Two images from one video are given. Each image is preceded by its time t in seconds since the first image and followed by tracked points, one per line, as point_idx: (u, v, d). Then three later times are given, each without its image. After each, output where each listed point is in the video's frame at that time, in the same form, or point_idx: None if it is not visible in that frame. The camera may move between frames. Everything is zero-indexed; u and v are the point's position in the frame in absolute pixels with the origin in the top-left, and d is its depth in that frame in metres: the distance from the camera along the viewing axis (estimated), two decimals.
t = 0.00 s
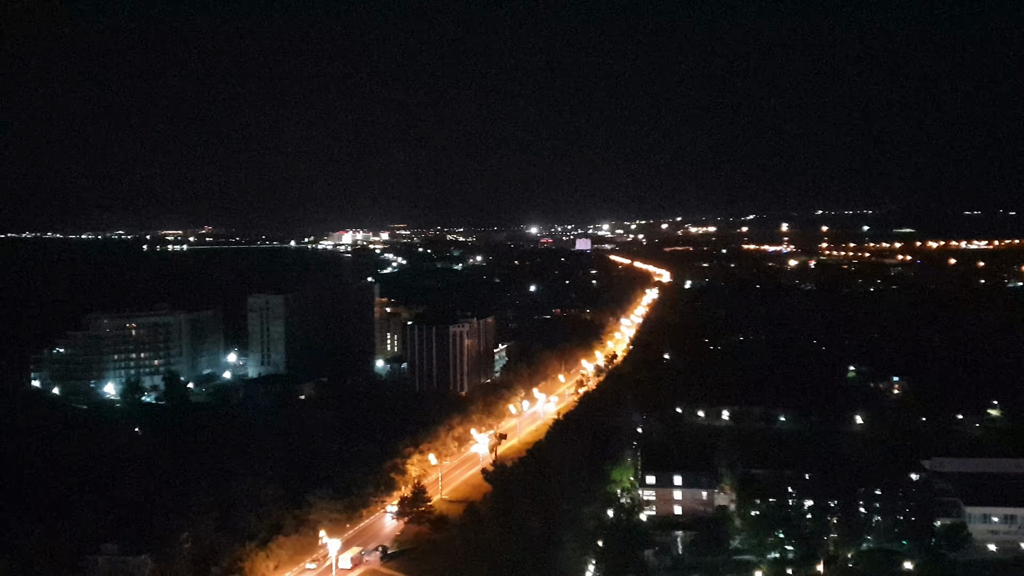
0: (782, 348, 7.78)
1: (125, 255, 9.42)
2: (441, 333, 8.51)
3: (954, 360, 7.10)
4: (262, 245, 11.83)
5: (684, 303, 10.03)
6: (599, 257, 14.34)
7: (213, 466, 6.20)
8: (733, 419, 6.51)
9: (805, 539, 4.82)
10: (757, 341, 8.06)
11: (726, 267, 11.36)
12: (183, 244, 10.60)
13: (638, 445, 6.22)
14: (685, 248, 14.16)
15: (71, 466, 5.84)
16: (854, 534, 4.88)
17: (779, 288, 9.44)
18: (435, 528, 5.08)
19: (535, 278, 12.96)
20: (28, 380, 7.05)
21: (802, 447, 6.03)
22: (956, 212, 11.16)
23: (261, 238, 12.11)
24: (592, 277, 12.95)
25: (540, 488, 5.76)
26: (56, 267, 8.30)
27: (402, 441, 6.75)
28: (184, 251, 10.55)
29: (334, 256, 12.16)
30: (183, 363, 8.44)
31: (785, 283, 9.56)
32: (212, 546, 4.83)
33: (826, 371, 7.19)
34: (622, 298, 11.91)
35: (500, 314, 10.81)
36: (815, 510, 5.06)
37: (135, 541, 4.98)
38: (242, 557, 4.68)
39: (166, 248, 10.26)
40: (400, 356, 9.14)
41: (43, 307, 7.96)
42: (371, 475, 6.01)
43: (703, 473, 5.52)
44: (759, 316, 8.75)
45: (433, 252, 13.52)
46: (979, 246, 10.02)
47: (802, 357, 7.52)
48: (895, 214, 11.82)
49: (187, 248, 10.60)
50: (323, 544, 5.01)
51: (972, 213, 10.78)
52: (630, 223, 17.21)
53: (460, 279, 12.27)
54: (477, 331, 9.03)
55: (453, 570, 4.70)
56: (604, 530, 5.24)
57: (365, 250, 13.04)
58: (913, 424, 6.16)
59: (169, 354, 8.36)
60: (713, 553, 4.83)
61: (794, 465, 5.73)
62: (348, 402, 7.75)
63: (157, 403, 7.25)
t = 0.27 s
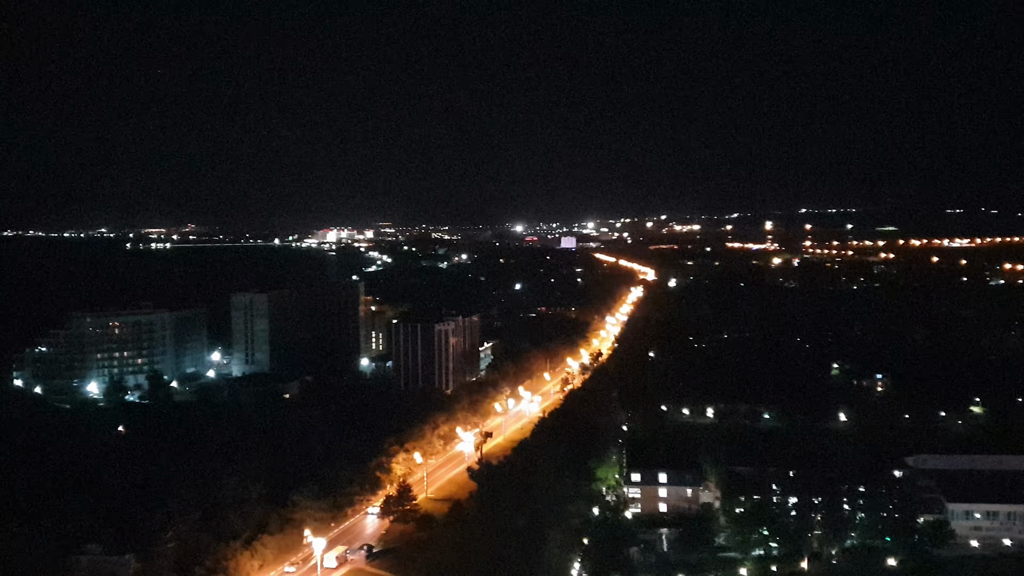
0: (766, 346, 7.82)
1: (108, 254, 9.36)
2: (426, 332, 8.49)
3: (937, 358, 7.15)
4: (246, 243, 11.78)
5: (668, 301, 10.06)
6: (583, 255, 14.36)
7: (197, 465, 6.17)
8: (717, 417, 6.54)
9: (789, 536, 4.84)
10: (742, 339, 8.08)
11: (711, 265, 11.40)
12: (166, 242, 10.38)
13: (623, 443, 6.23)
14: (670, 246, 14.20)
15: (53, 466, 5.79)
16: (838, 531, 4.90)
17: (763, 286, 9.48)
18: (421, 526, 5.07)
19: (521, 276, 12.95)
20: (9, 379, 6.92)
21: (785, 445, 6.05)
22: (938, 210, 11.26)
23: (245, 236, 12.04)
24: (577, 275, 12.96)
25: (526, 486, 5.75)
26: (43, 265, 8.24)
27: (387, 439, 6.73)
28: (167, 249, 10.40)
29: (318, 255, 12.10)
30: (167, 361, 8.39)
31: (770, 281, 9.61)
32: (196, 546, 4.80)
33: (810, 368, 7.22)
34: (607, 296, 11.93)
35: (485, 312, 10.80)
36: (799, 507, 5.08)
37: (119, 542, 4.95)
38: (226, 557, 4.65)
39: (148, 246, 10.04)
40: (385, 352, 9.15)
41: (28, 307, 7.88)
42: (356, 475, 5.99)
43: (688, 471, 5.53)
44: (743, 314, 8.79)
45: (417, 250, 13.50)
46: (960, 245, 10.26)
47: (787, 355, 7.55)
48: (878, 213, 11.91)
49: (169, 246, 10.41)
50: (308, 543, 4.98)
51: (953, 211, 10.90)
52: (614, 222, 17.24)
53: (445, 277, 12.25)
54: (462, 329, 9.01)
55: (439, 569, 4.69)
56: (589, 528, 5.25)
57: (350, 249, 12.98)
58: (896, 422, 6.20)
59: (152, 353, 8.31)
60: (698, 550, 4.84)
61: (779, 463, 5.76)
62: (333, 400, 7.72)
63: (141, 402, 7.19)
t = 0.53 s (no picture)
0: (750, 343, 7.85)
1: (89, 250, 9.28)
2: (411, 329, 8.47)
3: (919, 355, 7.21)
4: (230, 240, 11.73)
5: (654, 299, 10.08)
6: (569, 253, 14.40)
7: (180, 465, 6.13)
8: (702, 414, 6.56)
9: (773, 533, 4.87)
10: (726, 336, 8.12)
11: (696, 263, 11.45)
12: (149, 241, 10.47)
13: (608, 440, 6.24)
14: (655, 244, 14.24)
15: (35, 466, 5.75)
16: (822, 528, 4.93)
17: (748, 284, 9.53)
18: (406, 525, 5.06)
19: (506, 274, 12.96)
20: None
21: (769, 443, 6.08)
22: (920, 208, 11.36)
23: (229, 234, 11.98)
24: (563, 272, 12.99)
25: (511, 484, 5.75)
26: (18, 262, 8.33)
27: (373, 438, 6.71)
28: (151, 247, 10.47)
29: (303, 252, 12.06)
30: (151, 360, 8.26)
31: (754, 280, 9.67)
32: (180, 546, 4.78)
33: (794, 366, 7.26)
34: (593, 293, 11.95)
35: (471, 310, 10.80)
36: (783, 505, 5.10)
37: (102, 542, 4.91)
38: (211, 556, 4.62)
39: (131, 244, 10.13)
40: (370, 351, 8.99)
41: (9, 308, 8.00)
42: (341, 474, 5.97)
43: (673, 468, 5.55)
44: (728, 312, 8.82)
45: (402, 248, 13.46)
46: (942, 243, 10.40)
47: (771, 352, 7.59)
48: (861, 210, 11.99)
49: (153, 244, 10.48)
50: (293, 542, 4.96)
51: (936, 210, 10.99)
52: (600, 220, 17.27)
53: (430, 275, 12.24)
54: (447, 328, 8.99)
55: (424, 568, 4.69)
56: (575, 526, 5.25)
57: (335, 246, 12.94)
58: (879, 419, 6.24)
59: (136, 352, 8.17)
60: (683, 548, 4.86)
61: (763, 460, 5.78)
62: (318, 398, 7.69)
63: (124, 401, 7.14)
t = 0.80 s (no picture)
0: (732, 341, 7.89)
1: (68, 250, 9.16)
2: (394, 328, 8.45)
3: (899, 353, 7.28)
4: (210, 239, 11.65)
5: (636, 297, 10.11)
6: (552, 251, 14.44)
7: (161, 464, 6.09)
8: (684, 412, 6.58)
9: (755, 530, 4.90)
10: (708, 334, 8.15)
11: (677, 261, 11.50)
12: (128, 241, 10.39)
13: (591, 439, 6.26)
14: (637, 243, 14.28)
15: (13, 467, 5.69)
16: (803, 525, 4.96)
17: (730, 283, 9.58)
18: (389, 524, 5.05)
19: (488, 272, 12.94)
20: None
21: (751, 440, 6.12)
22: (900, 207, 11.47)
23: (209, 232, 11.89)
24: (545, 271, 13.05)
25: (494, 482, 5.75)
26: None
27: (355, 437, 6.68)
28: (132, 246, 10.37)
29: (284, 250, 11.99)
30: (132, 359, 8.20)
31: (735, 278, 9.75)
32: (161, 546, 4.74)
33: (775, 364, 7.31)
34: (575, 292, 11.99)
35: (453, 309, 10.78)
36: (765, 502, 5.13)
37: (82, 542, 4.87)
38: (192, 556, 4.59)
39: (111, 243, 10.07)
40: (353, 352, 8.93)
41: None
42: (323, 473, 5.95)
43: (655, 466, 5.57)
44: (710, 310, 8.86)
45: (385, 246, 13.42)
46: (921, 241, 10.52)
47: (752, 351, 7.63)
48: (841, 209, 12.09)
49: (133, 243, 10.39)
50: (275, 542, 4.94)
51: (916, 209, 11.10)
52: (582, 218, 17.30)
53: (412, 273, 12.20)
54: (430, 326, 8.94)
55: (407, 567, 4.68)
56: (558, 524, 5.26)
57: (316, 245, 12.87)
58: (859, 416, 6.29)
59: (116, 350, 8.13)
60: (666, 545, 4.87)
61: (745, 457, 5.82)
62: (300, 396, 7.65)
63: (104, 401, 7.08)
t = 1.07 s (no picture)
0: (712, 339, 7.92)
1: (43, 248, 8.98)
2: (374, 326, 8.41)
3: (877, 351, 7.35)
4: (189, 237, 11.55)
5: (616, 295, 10.13)
6: (532, 249, 14.45)
7: (139, 464, 6.03)
8: (664, 410, 6.61)
9: (735, 527, 4.92)
10: (688, 332, 8.19)
11: (657, 259, 11.54)
12: (107, 237, 10.13)
13: (572, 437, 6.27)
14: (618, 241, 14.31)
15: None
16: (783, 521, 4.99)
17: (709, 281, 9.63)
18: (369, 522, 5.03)
19: (469, 271, 12.92)
20: None
21: (730, 436, 6.15)
22: (877, 205, 11.58)
23: (188, 231, 11.79)
24: (525, 269, 13.07)
25: (475, 480, 5.74)
26: None
27: (335, 436, 6.65)
28: (110, 245, 10.07)
29: (263, 248, 11.90)
30: (110, 358, 8.11)
31: (715, 276, 9.80)
32: (140, 545, 4.70)
33: (754, 361, 7.35)
34: (556, 290, 12.02)
35: (434, 306, 10.75)
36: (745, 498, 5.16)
37: (59, 543, 4.82)
38: (171, 556, 4.56)
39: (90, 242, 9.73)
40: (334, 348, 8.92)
41: None
42: (303, 472, 5.92)
43: (636, 463, 5.58)
44: (689, 307, 8.89)
45: (365, 244, 13.36)
46: (899, 239, 10.63)
47: (732, 348, 7.67)
48: (820, 206, 12.18)
49: (111, 242, 10.06)
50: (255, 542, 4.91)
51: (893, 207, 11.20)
52: (563, 216, 17.32)
53: (393, 271, 12.16)
54: (411, 324, 8.90)
55: (388, 566, 4.66)
56: (539, 522, 5.26)
57: (295, 243, 12.79)
58: (838, 413, 6.33)
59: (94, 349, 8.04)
60: (647, 542, 4.89)
61: (724, 453, 5.85)
62: (280, 395, 7.60)
63: (81, 400, 7.00)
